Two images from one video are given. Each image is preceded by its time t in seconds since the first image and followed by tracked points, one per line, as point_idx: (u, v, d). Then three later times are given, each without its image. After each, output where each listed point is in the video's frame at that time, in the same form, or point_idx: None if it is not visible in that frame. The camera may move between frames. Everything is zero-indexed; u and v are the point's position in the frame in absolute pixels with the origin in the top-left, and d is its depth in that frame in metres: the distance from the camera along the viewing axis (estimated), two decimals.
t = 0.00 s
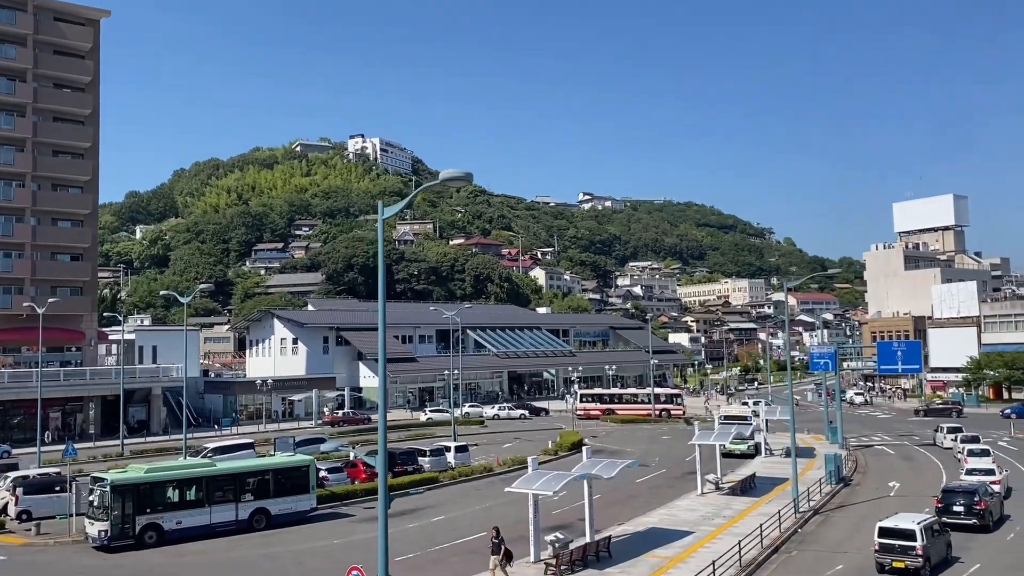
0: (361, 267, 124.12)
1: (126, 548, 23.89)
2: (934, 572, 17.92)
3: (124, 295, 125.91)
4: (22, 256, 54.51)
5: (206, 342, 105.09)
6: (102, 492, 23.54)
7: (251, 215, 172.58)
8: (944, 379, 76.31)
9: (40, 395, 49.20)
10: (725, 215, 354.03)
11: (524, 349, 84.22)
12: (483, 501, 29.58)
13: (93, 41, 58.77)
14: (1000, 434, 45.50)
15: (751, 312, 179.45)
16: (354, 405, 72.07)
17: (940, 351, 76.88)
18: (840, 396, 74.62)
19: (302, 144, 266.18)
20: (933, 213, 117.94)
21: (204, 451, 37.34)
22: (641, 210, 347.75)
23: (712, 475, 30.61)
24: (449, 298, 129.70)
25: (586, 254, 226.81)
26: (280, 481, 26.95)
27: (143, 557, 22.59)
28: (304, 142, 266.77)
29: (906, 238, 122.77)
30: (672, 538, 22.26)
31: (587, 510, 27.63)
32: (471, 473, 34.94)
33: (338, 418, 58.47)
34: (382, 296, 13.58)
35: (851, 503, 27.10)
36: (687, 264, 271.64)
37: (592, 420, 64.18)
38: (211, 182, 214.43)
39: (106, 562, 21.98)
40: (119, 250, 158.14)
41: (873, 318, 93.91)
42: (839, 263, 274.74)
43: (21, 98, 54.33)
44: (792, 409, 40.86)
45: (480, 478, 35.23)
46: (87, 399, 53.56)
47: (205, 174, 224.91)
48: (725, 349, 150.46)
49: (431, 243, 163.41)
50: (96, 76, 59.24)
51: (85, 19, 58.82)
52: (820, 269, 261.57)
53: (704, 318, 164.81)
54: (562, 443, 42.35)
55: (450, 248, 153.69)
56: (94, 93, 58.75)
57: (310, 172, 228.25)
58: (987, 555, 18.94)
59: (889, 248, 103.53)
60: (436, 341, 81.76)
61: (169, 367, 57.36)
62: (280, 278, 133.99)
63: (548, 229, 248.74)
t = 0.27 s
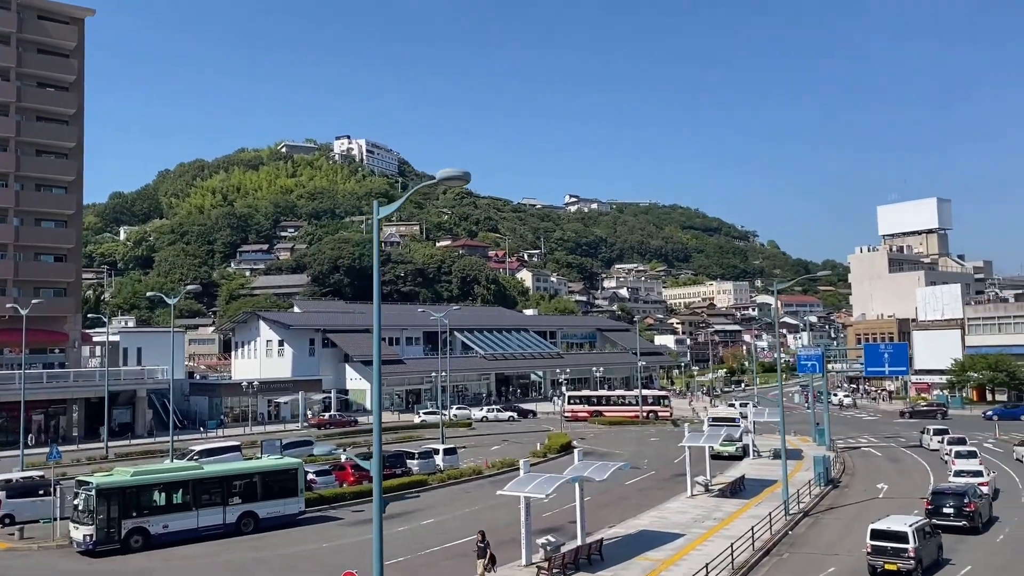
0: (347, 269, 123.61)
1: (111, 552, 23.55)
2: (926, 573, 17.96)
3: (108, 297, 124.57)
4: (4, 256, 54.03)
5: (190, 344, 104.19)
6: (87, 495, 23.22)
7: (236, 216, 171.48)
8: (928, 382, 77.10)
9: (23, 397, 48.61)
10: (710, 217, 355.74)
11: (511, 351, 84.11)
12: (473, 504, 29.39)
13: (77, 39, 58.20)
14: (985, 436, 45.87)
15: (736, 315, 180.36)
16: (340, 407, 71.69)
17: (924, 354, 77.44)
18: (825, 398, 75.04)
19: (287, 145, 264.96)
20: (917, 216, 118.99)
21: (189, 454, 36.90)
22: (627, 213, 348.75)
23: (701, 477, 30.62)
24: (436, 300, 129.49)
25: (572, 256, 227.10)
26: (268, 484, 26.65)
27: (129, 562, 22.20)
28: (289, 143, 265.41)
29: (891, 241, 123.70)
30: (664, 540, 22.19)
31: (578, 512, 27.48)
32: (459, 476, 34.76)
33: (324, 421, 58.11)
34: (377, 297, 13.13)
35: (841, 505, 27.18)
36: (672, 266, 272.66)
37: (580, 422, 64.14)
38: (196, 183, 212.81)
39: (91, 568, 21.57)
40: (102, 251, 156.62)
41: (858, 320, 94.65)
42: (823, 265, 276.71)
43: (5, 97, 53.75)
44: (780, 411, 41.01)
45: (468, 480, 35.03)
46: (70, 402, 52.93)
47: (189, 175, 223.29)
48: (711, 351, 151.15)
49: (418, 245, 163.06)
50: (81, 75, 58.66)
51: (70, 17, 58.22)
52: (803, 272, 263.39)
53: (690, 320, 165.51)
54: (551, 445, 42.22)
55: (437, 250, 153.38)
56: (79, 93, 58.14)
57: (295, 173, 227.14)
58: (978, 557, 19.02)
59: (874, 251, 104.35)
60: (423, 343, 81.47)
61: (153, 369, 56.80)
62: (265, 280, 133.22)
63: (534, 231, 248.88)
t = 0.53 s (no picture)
0: (334, 269, 122.95)
1: (99, 556, 23.19)
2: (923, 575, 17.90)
3: (92, 298, 123.35)
4: None
5: (176, 345, 103.34)
6: (74, 498, 22.86)
7: (222, 216, 170.33)
8: (916, 383, 77.63)
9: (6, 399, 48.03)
10: (697, 219, 356.79)
11: (501, 352, 83.91)
12: (466, 506, 29.17)
13: (63, 37, 57.92)
14: (973, 436, 46.17)
15: (723, 316, 180.94)
16: (329, 409, 71.27)
17: (913, 355, 78.01)
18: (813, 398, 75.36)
19: (274, 144, 263.66)
20: (904, 217, 119.70)
21: (177, 457, 36.48)
22: (615, 214, 349.26)
23: (694, 479, 30.55)
24: (424, 301, 129.13)
25: (560, 257, 227.14)
26: (258, 486, 26.36)
27: (117, 565, 21.87)
28: (276, 143, 264.07)
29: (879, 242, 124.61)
30: (659, 542, 22.06)
31: (571, 514, 27.32)
32: (451, 478, 34.54)
33: (313, 423, 57.73)
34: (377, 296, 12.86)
35: (834, 507, 27.19)
36: (660, 267, 273.16)
37: (571, 423, 64.03)
38: (182, 183, 211.29)
39: (78, 572, 21.22)
40: (86, 252, 155.15)
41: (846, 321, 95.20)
42: (809, 267, 278.22)
43: None
44: (772, 412, 41.06)
45: (460, 482, 34.81)
46: (55, 403, 52.35)
47: (175, 175, 221.66)
48: (699, 352, 151.43)
49: (406, 245, 162.60)
50: (66, 73, 58.33)
51: (55, 15, 57.94)
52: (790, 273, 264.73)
53: (678, 321, 165.82)
54: (542, 446, 42.06)
55: (425, 250, 152.90)
56: (64, 91, 57.86)
57: (282, 173, 226.00)
58: (972, 558, 19.03)
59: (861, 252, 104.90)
60: (412, 344, 81.16)
61: (139, 371, 56.21)
62: (252, 280, 132.40)
63: (522, 232, 248.72)
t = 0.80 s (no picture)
0: (325, 270, 122.51)
1: (92, 560, 22.95)
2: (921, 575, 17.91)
3: (81, 299, 122.47)
4: None
5: (166, 346, 102.68)
6: (66, 502, 22.62)
7: (212, 217, 169.51)
8: (907, 383, 78.20)
9: None
10: (687, 220, 357.71)
11: (493, 353, 83.80)
12: (461, 508, 29.06)
13: (52, 37, 57.94)
14: (964, 436, 46.47)
15: (714, 316, 181.45)
16: (320, 410, 71.00)
17: (904, 355, 78.64)
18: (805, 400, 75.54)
19: (264, 145, 262.70)
20: (893, 218, 120.30)
21: (169, 459, 36.21)
22: (605, 215, 349.71)
23: (690, 480, 30.54)
24: (415, 302, 128.90)
25: (551, 258, 227.19)
26: (253, 489, 26.17)
27: (109, 569, 21.65)
28: (266, 144, 263.04)
29: (869, 242, 124.86)
30: (657, 543, 22.00)
31: (568, 516, 27.23)
32: (445, 479, 34.42)
33: (305, 424, 57.46)
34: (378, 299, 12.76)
35: (829, 507, 27.27)
36: (650, 268, 273.59)
37: (563, 424, 63.99)
38: (171, 183, 210.10)
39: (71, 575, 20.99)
40: (75, 252, 154.01)
41: (837, 321, 95.66)
42: (799, 268, 279.27)
43: None
44: (765, 412, 41.17)
45: (454, 484, 34.67)
46: (45, 405, 51.96)
47: (164, 175, 220.42)
48: (689, 352, 151.71)
49: (396, 246, 162.16)
50: (56, 72, 58.35)
51: (45, 14, 57.89)
52: (780, 274, 265.69)
53: (668, 321, 166.12)
54: (536, 447, 41.96)
55: (416, 251, 152.56)
56: (54, 91, 57.86)
57: (272, 174, 225.15)
58: (969, 558, 19.06)
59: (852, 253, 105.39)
60: (404, 345, 80.92)
61: (130, 372, 55.83)
62: (242, 281, 131.84)
63: (513, 233, 248.65)
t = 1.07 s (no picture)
0: (320, 271, 122.24)
1: (89, 563, 22.74)
2: None
3: (74, 300, 121.94)
4: None
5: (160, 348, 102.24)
6: (63, 504, 22.41)
7: (206, 218, 168.99)
8: (903, 383, 78.62)
9: None
10: (682, 221, 358.14)
11: (489, 354, 83.67)
12: (461, 509, 28.91)
13: (47, 36, 57.62)
14: (962, 437, 46.55)
15: (709, 317, 181.66)
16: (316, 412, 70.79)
17: (899, 355, 79.01)
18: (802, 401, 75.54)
19: (259, 146, 262.17)
20: (888, 219, 120.59)
21: (165, 461, 36.00)
22: (600, 215, 349.90)
23: (689, 481, 30.46)
24: (410, 303, 128.64)
25: (546, 259, 227.13)
26: (251, 490, 25.99)
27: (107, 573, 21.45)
28: (260, 145, 262.28)
29: (864, 243, 124.62)
30: (658, 545, 21.88)
31: (567, 517, 27.11)
32: (444, 481, 34.25)
33: (301, 425, 57.24)
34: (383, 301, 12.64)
35: (830, 508, 27.22)
36: (645, 269, 273.81)
37: (560, 425, 63.91)
38: (165, 184, 209.35)
39: None
40: (69, 254, 153.30)
41: (832, 322, 95.95)
42: (793, 268, 279.72)
43: None
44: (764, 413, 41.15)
45: (452, 485, 34.51)
46: (39, 407, 51.67)
47: (158, 176, 219.67)
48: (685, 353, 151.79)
49: (391, 247, 161.89)
50: (50, 72, 58.09)
51: (39, 13, 57.58)
52: (774, 275, 266.21)
53: (664, 322, 166.12)
54: (534, 449, 41.85)
55: (411, 252, 152.27)
56: (49, 90, 57.63)
57: (267, 175, 224.65)
58: (973, 560, 19.00)
59: (847, 254, 105.61)
60: (400, 346, 80.71)
61: (125, 374, 55.48)
62: (237, 282, 131.49)
63: (508, 234, 248.50)
